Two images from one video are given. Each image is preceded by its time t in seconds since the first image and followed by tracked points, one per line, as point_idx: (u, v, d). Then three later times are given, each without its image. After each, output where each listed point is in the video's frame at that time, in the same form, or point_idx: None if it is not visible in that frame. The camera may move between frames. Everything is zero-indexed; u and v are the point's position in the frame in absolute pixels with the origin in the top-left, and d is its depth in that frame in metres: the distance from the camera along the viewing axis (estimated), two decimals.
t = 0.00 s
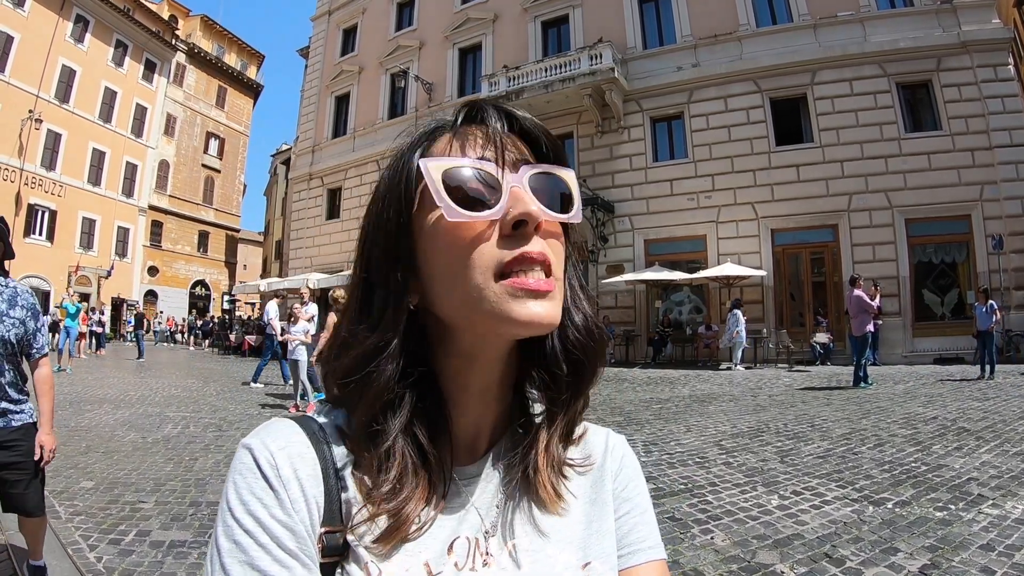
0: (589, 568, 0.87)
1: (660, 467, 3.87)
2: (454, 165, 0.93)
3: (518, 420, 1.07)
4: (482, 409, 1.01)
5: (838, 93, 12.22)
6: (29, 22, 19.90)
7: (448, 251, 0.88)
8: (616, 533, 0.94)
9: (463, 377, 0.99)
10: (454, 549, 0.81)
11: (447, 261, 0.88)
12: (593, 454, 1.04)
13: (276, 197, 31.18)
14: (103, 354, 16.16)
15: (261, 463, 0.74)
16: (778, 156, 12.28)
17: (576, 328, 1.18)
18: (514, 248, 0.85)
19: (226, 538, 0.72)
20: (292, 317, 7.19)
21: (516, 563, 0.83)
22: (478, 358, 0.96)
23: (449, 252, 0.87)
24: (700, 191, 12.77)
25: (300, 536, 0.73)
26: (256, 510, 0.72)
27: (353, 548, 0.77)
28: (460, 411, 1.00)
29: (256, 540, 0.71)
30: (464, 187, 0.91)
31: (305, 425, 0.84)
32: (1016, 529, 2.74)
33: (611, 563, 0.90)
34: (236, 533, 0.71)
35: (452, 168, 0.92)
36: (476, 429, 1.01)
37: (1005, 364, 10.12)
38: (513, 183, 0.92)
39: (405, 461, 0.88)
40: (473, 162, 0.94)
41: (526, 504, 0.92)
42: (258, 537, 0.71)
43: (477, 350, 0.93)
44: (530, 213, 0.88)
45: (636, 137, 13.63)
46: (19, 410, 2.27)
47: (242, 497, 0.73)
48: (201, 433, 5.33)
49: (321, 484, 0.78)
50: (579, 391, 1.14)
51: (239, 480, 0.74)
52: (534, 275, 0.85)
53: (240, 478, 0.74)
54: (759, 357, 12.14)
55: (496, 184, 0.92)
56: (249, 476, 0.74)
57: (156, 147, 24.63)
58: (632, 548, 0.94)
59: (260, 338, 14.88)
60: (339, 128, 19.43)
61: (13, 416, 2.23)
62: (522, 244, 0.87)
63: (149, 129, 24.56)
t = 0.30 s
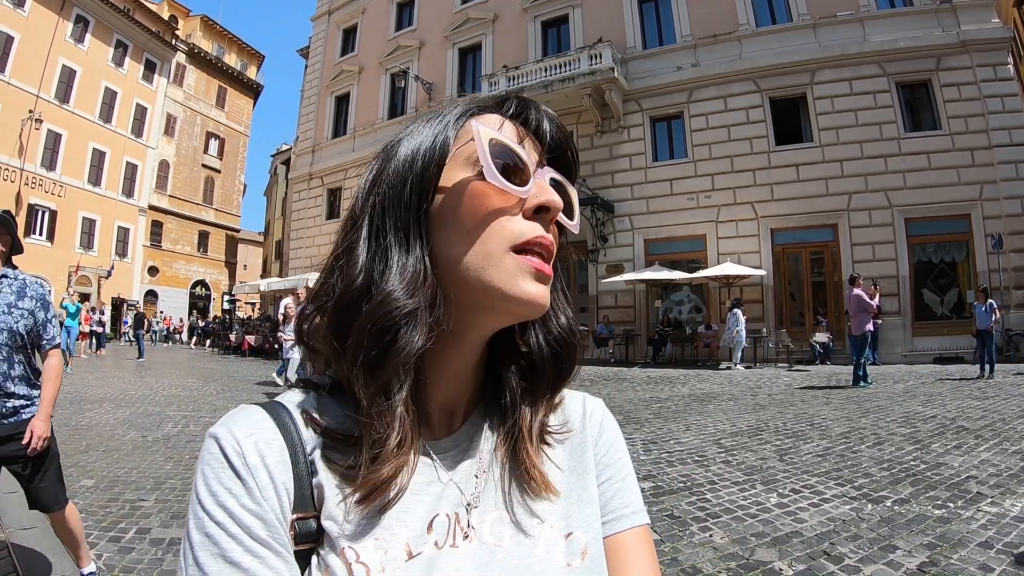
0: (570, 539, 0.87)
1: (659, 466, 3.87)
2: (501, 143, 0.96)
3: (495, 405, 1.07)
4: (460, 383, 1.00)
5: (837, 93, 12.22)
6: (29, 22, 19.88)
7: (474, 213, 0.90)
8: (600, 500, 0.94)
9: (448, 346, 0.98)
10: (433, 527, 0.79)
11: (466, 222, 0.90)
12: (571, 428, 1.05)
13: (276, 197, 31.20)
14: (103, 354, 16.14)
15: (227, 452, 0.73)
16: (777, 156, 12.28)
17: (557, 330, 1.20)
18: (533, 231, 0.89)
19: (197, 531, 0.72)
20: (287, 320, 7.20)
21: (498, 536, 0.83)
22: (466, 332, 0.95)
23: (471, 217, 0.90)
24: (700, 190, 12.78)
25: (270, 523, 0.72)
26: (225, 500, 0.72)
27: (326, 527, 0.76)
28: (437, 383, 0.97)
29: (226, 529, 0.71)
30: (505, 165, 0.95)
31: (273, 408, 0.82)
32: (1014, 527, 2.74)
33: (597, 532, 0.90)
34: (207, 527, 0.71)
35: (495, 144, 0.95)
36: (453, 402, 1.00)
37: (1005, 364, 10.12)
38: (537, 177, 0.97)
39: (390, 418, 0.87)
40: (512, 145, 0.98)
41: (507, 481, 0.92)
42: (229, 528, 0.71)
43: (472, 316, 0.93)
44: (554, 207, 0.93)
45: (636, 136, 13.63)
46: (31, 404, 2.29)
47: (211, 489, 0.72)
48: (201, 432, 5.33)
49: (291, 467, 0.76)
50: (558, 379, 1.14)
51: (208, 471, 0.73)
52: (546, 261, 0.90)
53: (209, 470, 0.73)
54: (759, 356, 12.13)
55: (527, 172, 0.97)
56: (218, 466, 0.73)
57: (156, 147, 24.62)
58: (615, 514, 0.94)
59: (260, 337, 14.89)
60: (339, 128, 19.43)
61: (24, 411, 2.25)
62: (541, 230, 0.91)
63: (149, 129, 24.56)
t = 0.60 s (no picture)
0: (566, 518, 0.85)
1: (660, 464, 3.87)
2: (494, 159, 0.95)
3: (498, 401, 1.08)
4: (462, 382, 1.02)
5: (837, 93, 12.22)
6: (29, 22, 19.90)
7: (474, 230, 0.90)
8: (592, 484, 0.91)
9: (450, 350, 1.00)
10: (435, 506, 0.80)
11: (463, 240, 0.91)
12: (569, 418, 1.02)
13: (276, 197, 31.18)
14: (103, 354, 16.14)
15: (246, 431, 0.74)
16: (777, 155, 12.28)
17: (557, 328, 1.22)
18: (528, 250, 0.89)
19: (213, 504, 0.72)
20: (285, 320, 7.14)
21: (496, 515, 0.82)
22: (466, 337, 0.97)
23: (469, 234, 0.90)
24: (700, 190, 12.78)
25: (284, 500, 0.73)
26: (240, 475, 0.72)
27: (336, 507, 0.77)
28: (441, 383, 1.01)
29: (239, 504, 0.71)
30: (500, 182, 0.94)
31: (290, 394, 0.83)
32: (1014, 525, 2.74)
33: (590, 514, 0.88)
34: (222, 501, 0.72)
35: (490, 161, 0.94)
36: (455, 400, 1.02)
37: (1004, 363, 10.12)
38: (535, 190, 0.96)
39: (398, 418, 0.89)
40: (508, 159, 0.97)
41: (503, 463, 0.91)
42: (245, 502, 0.71)
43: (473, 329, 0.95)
44: (548, 224, 0.91)
45: (636, 136, 13.64)
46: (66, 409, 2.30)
47: (229, 465, 0.73)
48: (202, 431, 5.33)
49: (304, 449, 0.77)
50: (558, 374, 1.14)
51: (225, 449, 0.74)
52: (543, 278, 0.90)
53: (226, 449, 0.74)
54: (759, 356, 12.13)
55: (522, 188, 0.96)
56: (236, 443, 0.74)
57: (157, 147, 24.64)
58: (610, 498, 0.90)
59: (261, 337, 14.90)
60: (340, 128, 19.44)
61: (58, 415, 2.26)
62: (538, 249, 0.91)
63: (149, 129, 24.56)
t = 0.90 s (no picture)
0: (580, 547, 0.85)
1: (661, 466, 3.87)
2: (413, 173, 0.97)
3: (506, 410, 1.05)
4: (467, 393, 1.02)
5: (838, 93, 12.22)
6: (30, 22, 19.90)
7: (411, 253, 0.93)
8: (606, 513, 0.93)
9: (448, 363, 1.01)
10: (448, 528, 0.81)
11: (408, 261, 0.94)
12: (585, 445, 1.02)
13: (276, 197, 31.17)
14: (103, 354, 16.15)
15: (261, 446, 0.75)
16: (778, 156, 12.28)
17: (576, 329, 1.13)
18: (454, 262, 0.90)
19: (224, 520, 0.73)
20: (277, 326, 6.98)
21: (511, 540, 0.83)
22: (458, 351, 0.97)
23: (411, 252, 0.93)
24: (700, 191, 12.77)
25: (298, 516, 0.74)
26: (253, 490, 0.73)
27: (347, 524, 0.78)
28: (447, 397, 1.02)
29: (251, 519, 0.72)
30: (424, 197, 0.96)
31: (302, 412, 0.85)
32: (1015, 527, 2.74)
33: (602, 542, 0.88)
34: (234, 515, 0.73)
35: (413, 179, 0.96)
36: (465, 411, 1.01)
37: (1005, 364, 10.13)
38: (466, 194, 0.94)
39: (385, 432, 0.91)
40: (432, 172, 0.97)
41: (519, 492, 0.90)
42: (257, 518, 0.72)
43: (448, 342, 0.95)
44: (469, 226, 0.90)
45: (636, 137, 13.64)
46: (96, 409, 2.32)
47: (241, 480, 0.74)
48: (202, 432, 5.33)
49: (318, 466, 0.79)
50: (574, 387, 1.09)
51: (238, 463, 0.75)
52: (471, 286, 0.89)
53: (239, 462, 0.75)
54: (760, 357, 12.13)
55: (453, 194, 0.95)
56: (249, 459, 0.75)
57: (157, 147, 24.63)
58: (621, 527, 0.92)
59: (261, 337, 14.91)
60: (340, 128, 19.44)
61: (89, 416, 2.28)
62: (464, 254, 0.90)
63: (149, 130, 24.57)
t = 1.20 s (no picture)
0: (592, 554, 0.84)
1: (662, 466, 3.88)
2: (407, 204, 0.98)
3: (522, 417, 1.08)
4: (482, 402, 1.05)
5: (838, 93, 12.22)
6: (30, 23, 19.91)
7: (416, 276, 0.95)
8: (617, 522, 0.92)
9: (460, 375, 1.04)
10: (464, 532, 0.80)
11: (415, 283, 0.96)
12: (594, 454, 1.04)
13: (276, 198, 31.16)
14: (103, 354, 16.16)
15: (283, 448, 0.76)
16: (778, 156, 12.28)
17: (577, 334, 1.16)
18: (457, 286, 0.90)
19: (245, 518, 0.74)
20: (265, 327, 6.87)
21: (526, 544, 0.82)
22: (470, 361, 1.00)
23: (418, 275, 0.94)
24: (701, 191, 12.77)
25: (318, 517, 0.76)
26: (274, 491, 0.74)
27: (365, 527, 0.79)
28: (459, 406, 1.04)
29: (272, 520, 0.73)
30: (424, 227, 0.97)
31: (320, 417, 0.87)
32: (1016, 527, 2.74)
33: (614, 551, 0.88)
34: (256, 514, 0.73)
35: (410, 209, 0.98)
36: (480, 420, 1.04)
37: (1006, 364, 10.13)
38: (464, 220, 0.95)
39: (402, 445, 0.92)
40: (429, 201, 0.98)
41: (531, 501, 0.90)
42: (278, 517, 0.72)
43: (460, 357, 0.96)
44: (468, 252, 0.91)
45: (637, 137, 13.64)
46: (98, 409, 2.32)
47: (262, 480, 0.75)
48: (203, 432, 5.34)
49: (338, 468, 0.81)
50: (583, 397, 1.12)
51: (260, 464, 0.76)
52: (477, 305, 0.89)
53: (261, 464, 0.76)
54: (761, 357, 12.14)
55: (452, 220, 0.96)
56: (271, 459, 0.76)
57: (157, 147, 24.64)
58: (633, 537, 0.91)
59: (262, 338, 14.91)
60: (341, 129, 19.46)
61: (91, 416, 2.28)
62: (465, 278, 0.91)
63: (150, 130, 24.57)
